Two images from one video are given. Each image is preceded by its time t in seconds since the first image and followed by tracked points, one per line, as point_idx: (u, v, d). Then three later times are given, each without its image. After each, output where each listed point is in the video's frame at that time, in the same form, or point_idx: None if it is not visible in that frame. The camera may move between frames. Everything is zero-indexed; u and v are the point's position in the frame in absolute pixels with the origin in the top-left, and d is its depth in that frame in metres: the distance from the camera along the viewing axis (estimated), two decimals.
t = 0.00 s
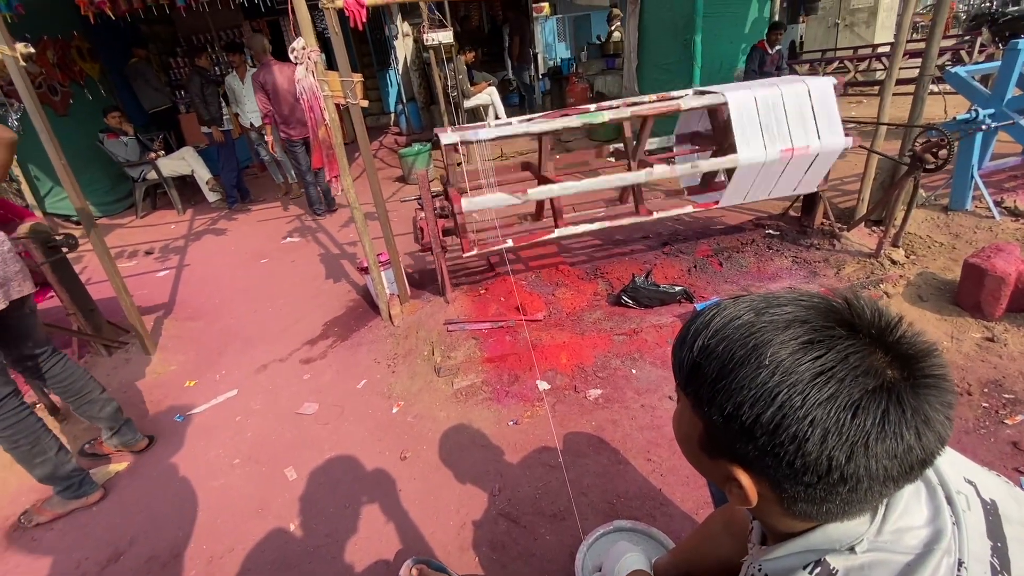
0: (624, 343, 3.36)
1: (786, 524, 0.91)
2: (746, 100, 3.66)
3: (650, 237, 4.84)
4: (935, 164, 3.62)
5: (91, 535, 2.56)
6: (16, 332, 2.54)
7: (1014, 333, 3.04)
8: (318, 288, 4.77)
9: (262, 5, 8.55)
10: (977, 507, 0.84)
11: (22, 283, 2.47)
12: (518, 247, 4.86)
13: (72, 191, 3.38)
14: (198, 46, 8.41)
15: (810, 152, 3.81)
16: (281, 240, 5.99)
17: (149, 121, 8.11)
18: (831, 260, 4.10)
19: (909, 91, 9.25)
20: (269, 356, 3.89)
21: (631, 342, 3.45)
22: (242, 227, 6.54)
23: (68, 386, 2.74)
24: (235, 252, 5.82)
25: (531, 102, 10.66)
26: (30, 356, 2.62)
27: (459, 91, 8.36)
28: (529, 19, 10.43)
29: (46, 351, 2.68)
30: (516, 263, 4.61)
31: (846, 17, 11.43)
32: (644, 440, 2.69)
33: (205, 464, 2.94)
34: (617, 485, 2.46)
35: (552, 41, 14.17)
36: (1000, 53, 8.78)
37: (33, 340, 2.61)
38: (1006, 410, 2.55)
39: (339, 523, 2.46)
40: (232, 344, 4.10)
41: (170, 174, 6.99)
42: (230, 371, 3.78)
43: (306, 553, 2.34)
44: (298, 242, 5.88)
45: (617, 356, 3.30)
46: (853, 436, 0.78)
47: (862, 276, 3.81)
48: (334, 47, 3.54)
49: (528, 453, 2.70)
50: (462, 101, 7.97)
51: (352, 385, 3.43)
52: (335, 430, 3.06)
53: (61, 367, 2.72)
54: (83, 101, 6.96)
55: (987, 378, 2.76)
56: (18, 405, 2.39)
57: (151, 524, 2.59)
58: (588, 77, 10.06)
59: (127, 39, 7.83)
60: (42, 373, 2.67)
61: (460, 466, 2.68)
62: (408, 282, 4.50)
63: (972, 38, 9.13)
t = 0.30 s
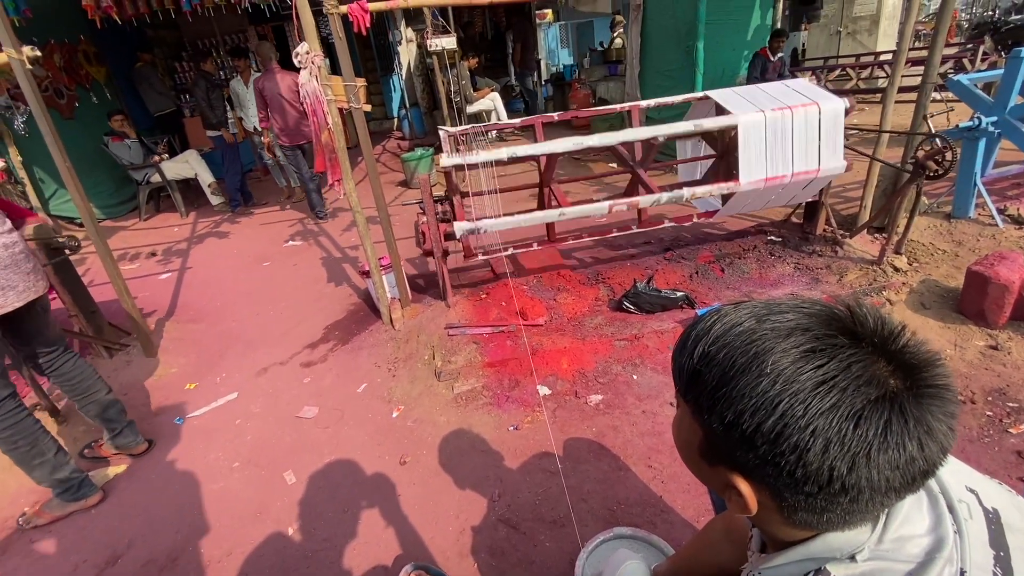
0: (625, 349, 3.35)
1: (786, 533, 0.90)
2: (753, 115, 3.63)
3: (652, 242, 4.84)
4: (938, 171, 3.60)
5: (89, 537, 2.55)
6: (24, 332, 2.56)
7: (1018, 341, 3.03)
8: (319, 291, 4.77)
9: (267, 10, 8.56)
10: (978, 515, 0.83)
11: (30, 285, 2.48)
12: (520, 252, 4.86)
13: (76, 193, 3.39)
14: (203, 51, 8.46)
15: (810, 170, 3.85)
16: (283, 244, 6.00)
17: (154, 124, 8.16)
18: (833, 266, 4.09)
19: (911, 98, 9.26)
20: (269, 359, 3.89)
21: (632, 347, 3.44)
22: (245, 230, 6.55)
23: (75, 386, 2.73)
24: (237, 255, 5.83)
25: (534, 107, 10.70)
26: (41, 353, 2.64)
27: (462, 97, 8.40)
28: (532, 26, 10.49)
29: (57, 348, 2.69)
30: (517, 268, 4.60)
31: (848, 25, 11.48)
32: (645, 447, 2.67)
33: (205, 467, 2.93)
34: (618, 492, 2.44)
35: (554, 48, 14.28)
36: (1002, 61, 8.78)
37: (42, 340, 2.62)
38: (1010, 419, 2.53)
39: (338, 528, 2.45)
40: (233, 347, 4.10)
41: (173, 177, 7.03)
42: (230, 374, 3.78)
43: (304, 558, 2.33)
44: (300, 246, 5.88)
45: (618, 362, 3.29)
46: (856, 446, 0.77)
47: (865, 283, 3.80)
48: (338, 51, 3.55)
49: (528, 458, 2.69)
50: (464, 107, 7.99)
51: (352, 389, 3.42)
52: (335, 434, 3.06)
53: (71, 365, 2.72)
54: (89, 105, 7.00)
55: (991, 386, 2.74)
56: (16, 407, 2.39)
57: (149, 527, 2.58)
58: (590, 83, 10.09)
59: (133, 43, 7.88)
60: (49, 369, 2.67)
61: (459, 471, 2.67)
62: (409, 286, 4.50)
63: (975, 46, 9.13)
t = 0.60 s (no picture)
0: (626, 354, 3.35)
1: (783, 539, 0.90)
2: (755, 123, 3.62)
3: (653, 247, 4.84)
4: (939, 177, 3.60)
5: (87, 539, 2.55)
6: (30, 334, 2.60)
7: (1020, 348, 3.02)
8: (321, 294, 4.78)
9: (272, 14, 8.59)
10: (974, 521, 0.83)
11: (36, 288, 2.49)
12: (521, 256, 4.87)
13: (79, 195, 3.40)
14: (208, 54, 8.52)
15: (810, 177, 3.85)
16: (285, 246, 6.01)
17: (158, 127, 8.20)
18: (834, 272, 4.09)
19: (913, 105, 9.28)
20: (270, 361, 3.90)
21: (633, 352, 3.44)
22: (247, 232, 6.57)
23: (68, 387, 2.74)
24: (239, 258, 5.84)
25: (536, 112, 10.73)
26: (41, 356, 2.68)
27: (464, 101, 8.44)
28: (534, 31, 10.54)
29: (53, 352, 2.74)
30: (518, 272, 4.61)
31: (849, 32, 11.52)
32: (645, 452, 2.67)
33: (204, 469, 2.93)
34: (617, 497, 2.44)
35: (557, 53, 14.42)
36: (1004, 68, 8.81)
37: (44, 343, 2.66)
38: (1012, 426, 2.52)
39: (336, 532, 2.44)
40: (234, 349, 4.11)
41: (176, 179, 7.09)
42: (231, 376, 3.78)
43: (302, 561, 2.32)
44: (302, 248, 5.90)
45: (619, 367, 3.29)
46: (846, 453, 0.78)
47: (866, 289, 3.79)
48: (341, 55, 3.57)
49: (528, 463, 2.69)
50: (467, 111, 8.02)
51: (352, 392, 3.42)
52: (335, 437, 3.06)
53: (68, 369, 2.75)
54: (93, 107, 7.04)
55: (993, 394, 2.73)
56: (18, 409, 2.40)
57: (148, 530, 2.57)
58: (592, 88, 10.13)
59: (138, 46, 7.92)
60: (46, 373, 2.71)
61: (459, 476, 2.66)
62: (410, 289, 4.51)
63: (977, 53, 9.16)
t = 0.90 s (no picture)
0: (626, 357, 3.35)
1: (778, 544, 0.90)
2: (757, 128, 3.61)
3: (654, 251, 4.85)
4: (940, 183, 3.60)
5: (87, 540, 2.55)
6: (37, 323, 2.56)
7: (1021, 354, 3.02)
8: (322, 296, 4.79)
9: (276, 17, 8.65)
10: (971, 526, 0.83)
11: (42, 276, 2.43)
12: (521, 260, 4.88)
13: (83, 195, 3.41)
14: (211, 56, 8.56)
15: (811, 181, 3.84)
16: (287, 248, 6.03)
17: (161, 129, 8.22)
18: (835, 277, 4.09)
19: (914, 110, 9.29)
20: (271, 363, 3.91)
21: (633, 355, 3.44)
22: (249, 234, 6.58)
23: (82, 386, 2.73)
24: (241, 260, 5.85)
25: (538, 116, 10.76)
26: (52, 351, 2.64)
27: (466, 105, 8.47)
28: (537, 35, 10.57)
29: (70, 348, 2.71)
30: (519, 275, 4.62)
31: (851, 37, 11.55)
32: (646, 455, 2.67)
33: (205, 470, 2.94)
34: (617, 501, 2.43)
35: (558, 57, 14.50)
36: (1006, 74, 8.82)
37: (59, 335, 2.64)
38: (1014, 432, 2.51)
39: (335, 534, 2.44)
40: (235, 350, 4.13)
41: (180, 181, 7.07)
42: (231, 377, 3.79)
43: (301, 563, 2.32)
44: (304, 250, 5.91)
45: (619, 370, 3.29)
46: (838, 457, 0.78)
47: (868, 294, 3.79)
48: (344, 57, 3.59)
49: (527, 466, 2.69)
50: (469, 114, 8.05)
51: (352, 394, 3.43)
52: (335, 439, 3.06)
53: (82, 366, 2.73)
54: (97, 109, 7.08)
55: (994, 400, 2.73)
56: (35, 397, 2.43)
57: (147, 531, 2.57)
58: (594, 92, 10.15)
59: (142, 48, 7.96)
60: (60, 369, 2.68)
61: (459, 479, 2.66)
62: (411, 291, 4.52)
63: (978, 59, 9.18)
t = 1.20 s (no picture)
0: (628, 360, 3.35)
1: (780, 550, 0.90)
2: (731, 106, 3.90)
3: (656, 254, 4.85)
4: (942, 187, 3.60)
5: (88, 541, 2.55)
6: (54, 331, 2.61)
7: None
8: (324, 297, 4.80)
9: (279, 20, 8.69)
10: (972, 532, 0.83)
11: (72, 280, 2.51)
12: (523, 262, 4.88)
13: (86, 197, 3.43)
14: (215, 58, 8.59)
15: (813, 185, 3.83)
16: (289, 249, 6.05)
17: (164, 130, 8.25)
18: (837, 280, 4.08)
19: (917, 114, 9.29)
20: (273, 364, 3.91)
21: (635, 358, 3.44)
22: (252, 236, 6.59)
23: (84, 389, 2.76)
24: (243, 261, 5.85)
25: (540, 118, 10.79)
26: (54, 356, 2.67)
27: (469, 107, 8.50)
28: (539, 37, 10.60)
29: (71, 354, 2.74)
30: (521, 277, 4.62)
31: (853, 41, 11.56)
32: (647, 459, 2.66)
33: (206, 471, 2.94)
34: (618, 504, 2.43)
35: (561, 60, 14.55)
36: (1008, 78, 8.82)
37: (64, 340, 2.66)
38: (1016, 437, 2.51)
39: (336, 536, 2.44)
40: (237, 351, 4.13)
41: (182, 182, 7.09)
42: (233, 378, 3.80)
43: (302, 565, 2.32)
44: (305, 252, 5.92)
45: (620, 373, 3.30)
46: (840, 463, 0.78)
47: (870, 297, 3.78)
48: (347, 60, 3.60)
49: (528, 468, 2.69)
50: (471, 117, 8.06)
51: (353, 396, 3.43)
52: (336, 441, 3.06)
53: (82, 370, 2.76)
54: (100, 110, 7.10)
55: (996, 405, 2.72)
56: (31, 401, 2.42)
57: (148, 532, 2.57)
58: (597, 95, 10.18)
59: (145, 50, 7.99)
60: (61, 374, 2.71)
61: (460, 481, 2.66)
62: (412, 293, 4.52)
63: (980, 63, 9.18)
